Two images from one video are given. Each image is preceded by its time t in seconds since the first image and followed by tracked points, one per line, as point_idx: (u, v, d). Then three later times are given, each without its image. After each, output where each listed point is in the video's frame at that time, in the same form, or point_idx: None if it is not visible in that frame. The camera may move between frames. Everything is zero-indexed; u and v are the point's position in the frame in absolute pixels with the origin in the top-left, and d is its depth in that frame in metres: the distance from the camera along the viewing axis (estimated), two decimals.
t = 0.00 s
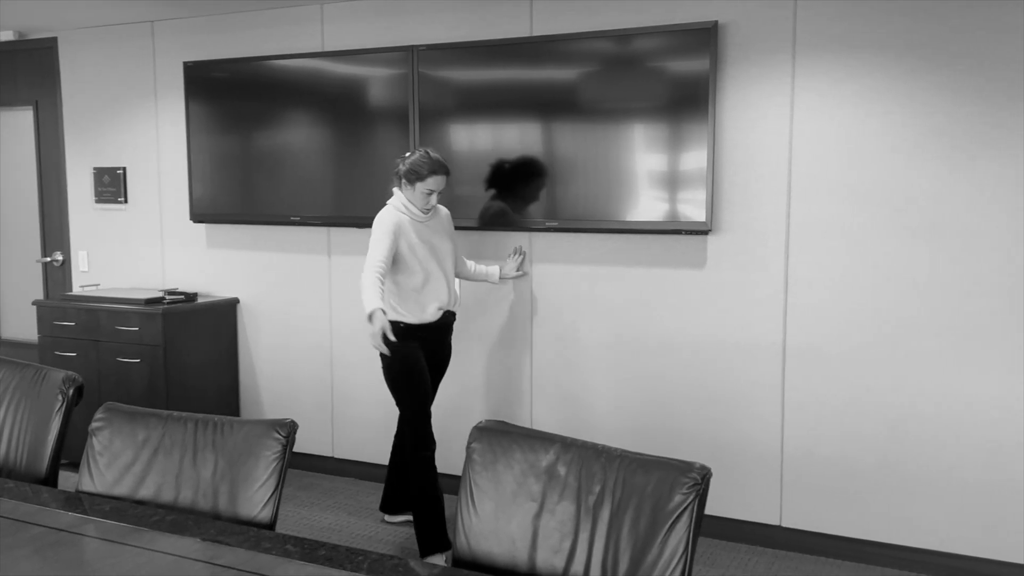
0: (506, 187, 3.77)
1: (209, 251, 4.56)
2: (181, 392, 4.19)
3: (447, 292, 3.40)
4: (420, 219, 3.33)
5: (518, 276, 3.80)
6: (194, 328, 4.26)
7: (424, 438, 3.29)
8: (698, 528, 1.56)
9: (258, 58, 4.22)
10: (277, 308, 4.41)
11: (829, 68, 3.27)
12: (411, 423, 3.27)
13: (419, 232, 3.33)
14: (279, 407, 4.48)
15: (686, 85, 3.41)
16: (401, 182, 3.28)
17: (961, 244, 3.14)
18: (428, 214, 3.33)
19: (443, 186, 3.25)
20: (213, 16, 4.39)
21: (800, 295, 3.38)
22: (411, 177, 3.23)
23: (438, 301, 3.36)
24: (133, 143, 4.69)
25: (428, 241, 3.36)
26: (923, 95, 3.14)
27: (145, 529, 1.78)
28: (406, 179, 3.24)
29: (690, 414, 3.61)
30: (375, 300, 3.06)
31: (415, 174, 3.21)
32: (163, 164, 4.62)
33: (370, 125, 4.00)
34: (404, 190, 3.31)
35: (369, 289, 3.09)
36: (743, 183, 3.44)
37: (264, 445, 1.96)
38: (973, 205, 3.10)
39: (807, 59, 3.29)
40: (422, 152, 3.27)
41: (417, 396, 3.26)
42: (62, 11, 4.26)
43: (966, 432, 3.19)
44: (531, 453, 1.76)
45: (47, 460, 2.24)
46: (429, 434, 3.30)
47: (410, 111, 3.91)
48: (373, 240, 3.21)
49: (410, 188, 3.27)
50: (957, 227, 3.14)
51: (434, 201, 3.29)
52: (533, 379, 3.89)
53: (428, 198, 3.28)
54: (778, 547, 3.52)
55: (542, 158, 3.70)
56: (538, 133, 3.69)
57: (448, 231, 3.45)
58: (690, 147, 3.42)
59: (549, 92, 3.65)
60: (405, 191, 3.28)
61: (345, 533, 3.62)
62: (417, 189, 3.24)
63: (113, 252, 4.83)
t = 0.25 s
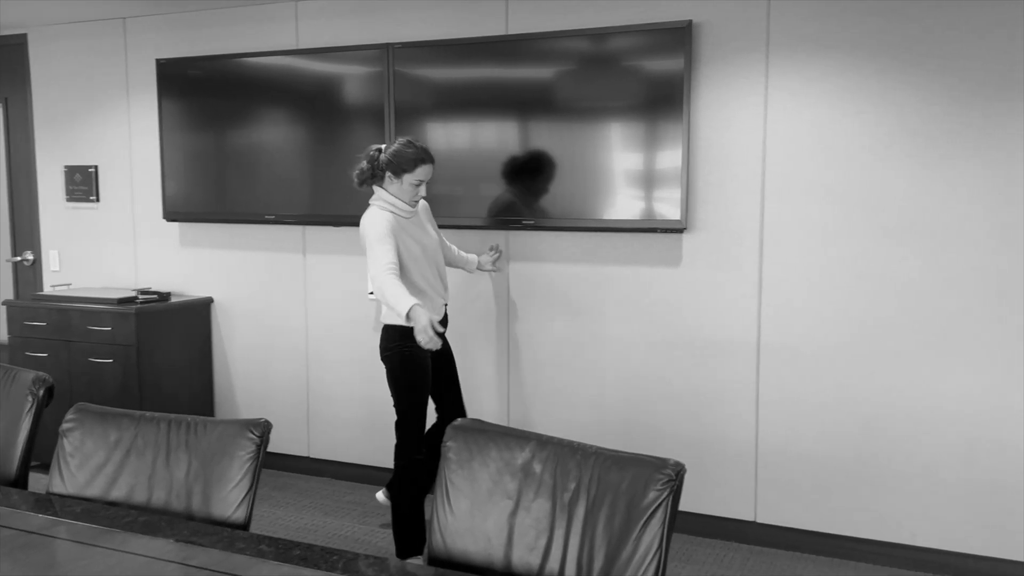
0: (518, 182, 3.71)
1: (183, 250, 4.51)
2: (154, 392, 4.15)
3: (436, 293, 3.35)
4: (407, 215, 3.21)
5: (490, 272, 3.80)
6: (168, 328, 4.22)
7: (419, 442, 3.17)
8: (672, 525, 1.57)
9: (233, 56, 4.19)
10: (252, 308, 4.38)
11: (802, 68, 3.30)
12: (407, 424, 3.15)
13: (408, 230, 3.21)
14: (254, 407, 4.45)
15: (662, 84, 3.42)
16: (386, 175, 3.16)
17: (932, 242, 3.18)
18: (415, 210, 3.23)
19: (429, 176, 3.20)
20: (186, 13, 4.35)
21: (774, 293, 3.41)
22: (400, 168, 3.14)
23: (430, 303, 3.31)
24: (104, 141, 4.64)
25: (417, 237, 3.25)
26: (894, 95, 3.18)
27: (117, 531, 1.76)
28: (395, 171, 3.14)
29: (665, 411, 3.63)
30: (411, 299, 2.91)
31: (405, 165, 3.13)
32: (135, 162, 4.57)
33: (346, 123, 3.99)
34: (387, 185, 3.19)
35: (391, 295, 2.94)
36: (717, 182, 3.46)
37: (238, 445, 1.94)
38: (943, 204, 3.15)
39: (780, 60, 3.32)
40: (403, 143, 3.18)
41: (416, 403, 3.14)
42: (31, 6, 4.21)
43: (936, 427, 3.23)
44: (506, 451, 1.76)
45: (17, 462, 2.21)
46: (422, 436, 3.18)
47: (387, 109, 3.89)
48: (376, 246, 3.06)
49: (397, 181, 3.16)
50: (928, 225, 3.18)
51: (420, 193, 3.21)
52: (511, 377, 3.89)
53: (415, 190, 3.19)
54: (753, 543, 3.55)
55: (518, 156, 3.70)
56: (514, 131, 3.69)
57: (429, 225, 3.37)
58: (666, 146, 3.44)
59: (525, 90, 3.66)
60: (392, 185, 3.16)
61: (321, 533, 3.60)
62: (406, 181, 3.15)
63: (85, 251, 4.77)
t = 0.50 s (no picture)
0: (518, 179, 3.66)
1: (148, 250, 4.46)
2: (119, 394, 4.09)
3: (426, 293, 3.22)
4: (397, 213, 3.12)
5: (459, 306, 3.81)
6: (133, 328, 4.17)
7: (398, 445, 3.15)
8: (638, 522, 1.58)
9: (198, 53, 4.14)
10: (218, 308, 4.34)
11: (767, 69, 3.33)
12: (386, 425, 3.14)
13: (398, 229, 3.13)
14: (221, 408, 4.40)
15: (629, 83, 3.44)
16: (382, 171, 3.07)
17: (893, 241, 3.23)
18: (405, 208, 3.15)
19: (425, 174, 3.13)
20: (149, 9, 4.29)
21: (740, 291, 3.45)
22: (397, 165, 3.05)
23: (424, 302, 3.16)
24: (66, 139, 4.56)
25: (405, 237, 3.17)
26: (857, 96, 3.23)
27: (79, 535, 1.74)
28: (393, 168, 3.04)
29: (634, 409, 3.65)
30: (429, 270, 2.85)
31: (403, 162, 3.05)
32: (98, 160, 4.50)
33: (314, 122, 3.96)
34: (381, 182, 3.09)
35: (399, 274, 2.85)
36: (685, 181, 3.49)
37: (203, 447, 1.92)
38: (904, 203, 3.20)
39: (745, 60, 3.36)
40: (400, 138, 3.09)
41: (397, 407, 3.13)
42: None
43: (899, 422, 3.29)
44: (474, 450, 1.76)
45: None
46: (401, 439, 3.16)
47: (355, 108, 3.87)
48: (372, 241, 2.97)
49: (392, 178, 3.08)
50: (890, 224, 3.23)
51: (414, 191, 3.13)
52: (480, 375, 3.89)
53: (410, 188, 3.11)
54: (719, 538, 3.59)
55: (487, 155, 3.70)
56: (482, 130, 3.69)
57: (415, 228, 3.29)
58: (634, 145, 3.46)
59: (493, 89, 3.66)
60: (388, 182, 3.07)
61: (290, 534, 3.58)
62: (402, 179, 3.07)
63: (47, 251, 4.69)
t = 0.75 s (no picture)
0: (507, 180, 3.64)
1: (117, 250, 4.40)
2: (87, 396, 4.04)
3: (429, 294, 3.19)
4: (404, 213, 3.12)
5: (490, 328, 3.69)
6: (102, 329, 4.12)
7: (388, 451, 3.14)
8: (611, 520, 1.59)
9: (167, 51, 4.10)
10: (189, 308, 4.30)
11: (737, 69, 3.37)
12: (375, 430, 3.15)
13: (402, 228, 3.12)
14: (192, 409, 4.36)
15: (602, 83, 3.46)
16: (392, 171, 3.06)
17: (861, 240, 3.28)
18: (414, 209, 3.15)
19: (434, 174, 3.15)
20: (117, 6, 4.24)
21: (711, 289, 3.48)
22: (408, 165, 3.05)
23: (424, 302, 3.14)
24: (33, 137, 4.49)
25: (411, 238, 3.16)
26: (825, 96, 3.27)
27: (47, 539, 1.72)
28: (405, 167, 3.05)
29: (607, 407, 3.67)
30: (418, 261, 2.86)
31: (415, 162, 3.06)
32: (65, 159, 4.44)
33: (286, 121, 3.93)
34: (389, 181, 3.09)
35: (389, 265, 2.86)
36: (657, 180, 3.51)
37: (173, 449, 1.90)
38: (872, 202, 3.25)
39: (716, 60, 3.39)
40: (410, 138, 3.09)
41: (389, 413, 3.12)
42: None
43: (866, 418, 3.34)
44: (447, 450, 1.76)
45: None
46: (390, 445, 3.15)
47: (327, 107, 3.85)
48: (369, 235, 2.97)
49: (403, 177, 3.08)
50: (858, 223, 3.27)
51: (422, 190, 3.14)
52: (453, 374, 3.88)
53: (419, 187, 3.12)
54: (691, 535, 3.62)
55: (461, 154, 3.70)
56: (456, 129, 3.69)
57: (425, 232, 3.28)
58: (607, 145, 3.48)
59: (466, 89, 3.66)
60: (398, 181, 3.07)
61: (262, 536, 3.56)
62: (413, 178, 3.08)
63: (13, 251, 4.62)
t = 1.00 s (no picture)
0: (494, 184, 3.62)
1: (75, 252, 4.33)
2: (46, 400, 3.97)
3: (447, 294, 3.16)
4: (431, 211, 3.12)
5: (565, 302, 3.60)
6: (61, 332, 4.04)
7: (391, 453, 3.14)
8: (576, 518, 1.61)
9: (127, 50, 4.04)
10: (151, 310, 4.24)
11: (700, 71, 3.40)
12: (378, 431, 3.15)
13: (427, 226, 3.12)
14: (154, 412, 4.31)
15: (567, 84, 3.48)
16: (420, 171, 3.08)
17: (821, 240, 3.33)
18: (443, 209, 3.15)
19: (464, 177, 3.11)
20: (75, 3, 4.17)
21: (675, 289, 3.51)
22: (433, 165, 3.05)
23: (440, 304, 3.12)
24: None
25: (437, 237, 3.15)
26: (785, 99, 3.32)
27: (4, 545, 1.69)
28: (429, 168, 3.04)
29: (572, 406, 3.69)
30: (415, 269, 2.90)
31: (439, 162, 3.04)
32: (22, 159, 4.36)
33: (249, 120, 3.90)
34: (419, 181, 3.11)
35: (389, 269, 2.91)
36: (621, 181, 3.54)
37: (134, 453, 1.88)
38: (831, 202, 3.30)
39: (679, 62, 3.42)
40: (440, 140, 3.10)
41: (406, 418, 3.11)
42: None
43: (826, 415, 3.39)
44: (413, 451, 1.76)
45: None
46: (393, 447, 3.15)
47: (291, 107, 3.83)
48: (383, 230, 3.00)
49: (429, 178, 3.07)
50: (818, 224, 3.33)
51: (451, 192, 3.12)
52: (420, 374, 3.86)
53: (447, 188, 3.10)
54: (656, 532, 3.65)
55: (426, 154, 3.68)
56: (421, 130, 3.68)
57: (461, 238, 3.27)
58: (572, 145, 3.50)
59: (431, 89, 3.65)
60: (424, 181, 3.08)
61: (226, 540, 3.52)
62: (438, 179, 3.06)
63: None
